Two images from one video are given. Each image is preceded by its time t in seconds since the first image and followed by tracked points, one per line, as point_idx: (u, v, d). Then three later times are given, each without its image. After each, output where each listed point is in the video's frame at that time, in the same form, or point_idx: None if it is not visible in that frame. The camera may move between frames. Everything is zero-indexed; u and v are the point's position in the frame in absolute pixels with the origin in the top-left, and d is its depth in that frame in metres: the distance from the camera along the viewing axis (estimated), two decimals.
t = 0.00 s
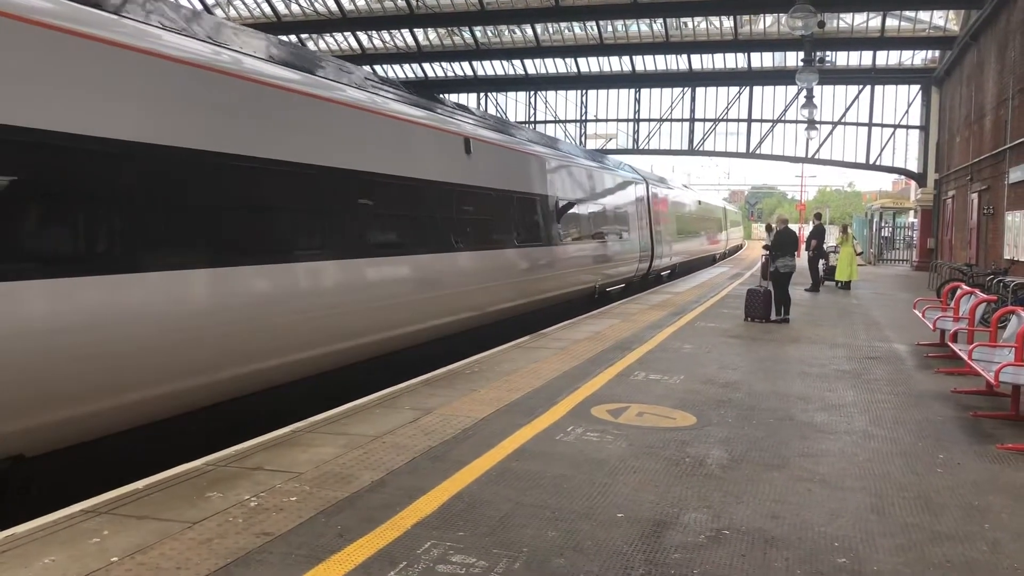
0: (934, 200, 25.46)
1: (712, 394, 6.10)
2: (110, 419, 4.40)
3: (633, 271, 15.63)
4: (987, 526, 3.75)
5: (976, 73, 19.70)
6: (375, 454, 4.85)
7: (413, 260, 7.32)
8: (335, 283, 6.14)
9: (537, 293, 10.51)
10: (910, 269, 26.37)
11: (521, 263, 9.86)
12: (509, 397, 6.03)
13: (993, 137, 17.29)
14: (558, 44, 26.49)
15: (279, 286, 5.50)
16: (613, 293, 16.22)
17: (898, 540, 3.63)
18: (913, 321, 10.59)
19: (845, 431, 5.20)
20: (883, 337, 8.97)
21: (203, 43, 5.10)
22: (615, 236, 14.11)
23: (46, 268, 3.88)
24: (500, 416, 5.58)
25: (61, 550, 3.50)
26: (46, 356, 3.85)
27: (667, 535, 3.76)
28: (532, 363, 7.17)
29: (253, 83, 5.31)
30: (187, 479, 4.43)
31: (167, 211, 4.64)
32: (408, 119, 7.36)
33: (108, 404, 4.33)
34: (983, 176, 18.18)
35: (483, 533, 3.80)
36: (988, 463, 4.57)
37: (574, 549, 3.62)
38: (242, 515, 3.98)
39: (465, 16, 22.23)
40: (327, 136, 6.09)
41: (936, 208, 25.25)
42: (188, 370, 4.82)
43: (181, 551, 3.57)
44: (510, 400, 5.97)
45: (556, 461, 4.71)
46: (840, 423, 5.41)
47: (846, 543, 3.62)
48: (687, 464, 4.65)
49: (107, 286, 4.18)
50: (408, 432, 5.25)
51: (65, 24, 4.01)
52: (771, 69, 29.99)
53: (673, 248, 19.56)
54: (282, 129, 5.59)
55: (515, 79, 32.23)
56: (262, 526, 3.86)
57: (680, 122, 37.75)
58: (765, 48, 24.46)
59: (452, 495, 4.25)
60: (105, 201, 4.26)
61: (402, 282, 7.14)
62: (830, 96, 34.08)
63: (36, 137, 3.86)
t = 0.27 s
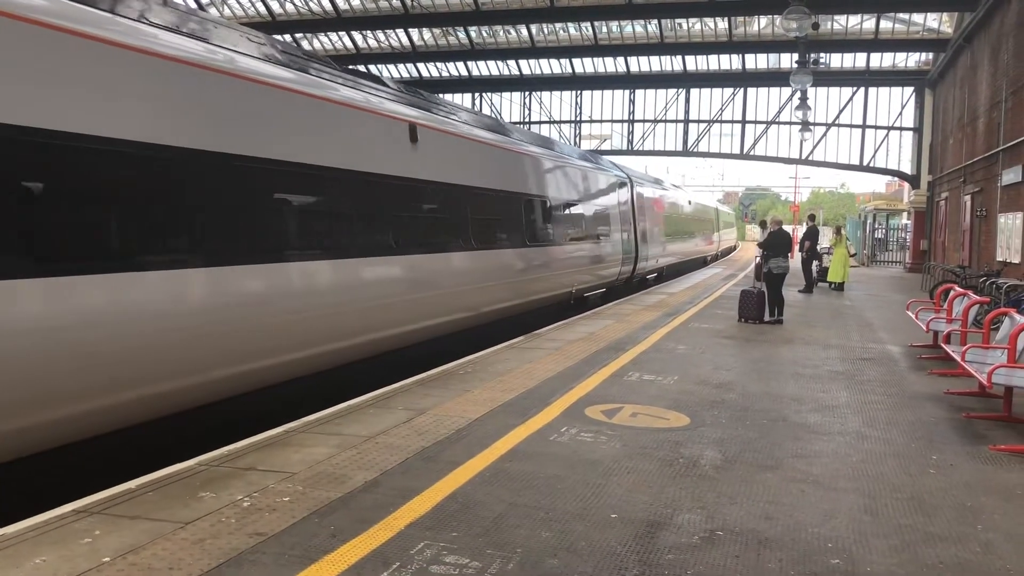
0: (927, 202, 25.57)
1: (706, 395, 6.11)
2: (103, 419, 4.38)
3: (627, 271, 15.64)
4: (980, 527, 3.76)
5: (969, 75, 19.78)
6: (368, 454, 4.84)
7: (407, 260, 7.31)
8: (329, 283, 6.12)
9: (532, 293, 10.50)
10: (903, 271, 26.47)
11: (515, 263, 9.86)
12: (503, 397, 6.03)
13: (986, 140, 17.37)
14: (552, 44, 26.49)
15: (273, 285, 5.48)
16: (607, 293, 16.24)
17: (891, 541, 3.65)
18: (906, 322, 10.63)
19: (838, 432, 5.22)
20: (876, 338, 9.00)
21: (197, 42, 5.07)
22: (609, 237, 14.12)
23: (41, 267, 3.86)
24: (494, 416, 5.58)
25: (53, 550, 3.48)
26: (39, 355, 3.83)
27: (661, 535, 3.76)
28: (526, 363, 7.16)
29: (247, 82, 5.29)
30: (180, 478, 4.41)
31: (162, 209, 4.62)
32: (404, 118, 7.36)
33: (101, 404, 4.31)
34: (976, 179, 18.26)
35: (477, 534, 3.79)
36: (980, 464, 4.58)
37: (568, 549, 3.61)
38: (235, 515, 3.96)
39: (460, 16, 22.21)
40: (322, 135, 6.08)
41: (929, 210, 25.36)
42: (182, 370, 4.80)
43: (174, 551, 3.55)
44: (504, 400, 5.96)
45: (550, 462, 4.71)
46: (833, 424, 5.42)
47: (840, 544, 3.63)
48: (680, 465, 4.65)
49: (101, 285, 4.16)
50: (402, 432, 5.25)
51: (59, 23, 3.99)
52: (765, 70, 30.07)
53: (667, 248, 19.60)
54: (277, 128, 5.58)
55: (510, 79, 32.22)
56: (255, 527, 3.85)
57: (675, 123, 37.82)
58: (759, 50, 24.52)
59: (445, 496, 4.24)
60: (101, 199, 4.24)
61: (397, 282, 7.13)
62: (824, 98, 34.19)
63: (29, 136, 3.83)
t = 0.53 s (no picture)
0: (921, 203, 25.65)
1: (701, 395, 6.11)
2: (97, 418, 4.36)
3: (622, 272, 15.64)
4: (973, 527, 3.77)
5: (964, 77, 19.82)
6: (362, 453, 4.83)
7: (403, 259, 7.30)
8: (324, 282, 6.11)
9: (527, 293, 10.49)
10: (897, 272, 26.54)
11: (510, 263, 9.84)
12: (498, 397, 6.02)
13: (981, 141, 17.42)
14: (549, 44, 26.47)
15: (268, 284, 5.46)
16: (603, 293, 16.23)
17: (885, 542, 3.65)
18: (901, 323, 10.65)
19: (832, 433, 5.22)
20: (871, 339, 9.02)
21: (193, 39, 5.05)
22: (604, 237, 14.11)
23: (35, 264, 3.84)
24: (489, 416, 5.58)
25: (46, 549, 3.45)
26: (32, 354, 3.81)
27: (656, 535, 3.76)
28: (521, 362, 7.16)
29: (243, 80, 5.28)
30: (173, 477, 4.39)
31: (158, 206, 4.60)
32: (399, 117, 7.34)
33: (95, 402, 4.29)
34: (971, 180, 18.31)
35: (471, 533, 3.79)
36: (974, 465, 4.59)
37: (563, 549, 3.61)
38: (228, 514, 3.95)
39: (456, 15, 22.17)
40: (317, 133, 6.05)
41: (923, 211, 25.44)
42: (176, 370, 4.78)
43: (168, 550, 3.54)
44: (498, 399, 5.96)
45: (545, 461, 4.71)
46: (828, 424, 5.43)
47: (834, 544, 3.63)
48: (675, 465, 4.65)
49: (96, 282, 4.14)
50: (396, 431, 5.23)
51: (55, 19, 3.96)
52: (761, 71, 30.11)
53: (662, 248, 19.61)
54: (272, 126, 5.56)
55: (506, 79, 32.17)
56: (249, 526, 3.83)
57: (671, 123, 37.84)
58: (755, 50, 24.54)
59: (440, 495, 4.24)
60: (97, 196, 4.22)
61: (392, 281, 7.11)
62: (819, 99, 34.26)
63: (25, 132, 3.81)
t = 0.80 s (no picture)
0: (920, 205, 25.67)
1: (700, 395, 6.12)
2: (96, 415, 4.37)
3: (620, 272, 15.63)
4: (971, 528, 3.78)
5: (964, 78, 19.83)
6: (361, 451, 4.83)
7: (402, 258, 7.31)
8: (324, 280, 6.11)
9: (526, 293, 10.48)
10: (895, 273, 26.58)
11: (510, 262, 9.84)
12: (497, 396, 6.03)
13: (980, 143, 17.44)
14: (549, 43, 26.46)
15: (267, 282, 5.47)
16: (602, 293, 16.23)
17: (882, 542, 3.66)
18: (899, 325, 10.66)
19: (831, 433, 5.23)
20: (869, 340, 9.03)
21: (195, 37, 5.06)
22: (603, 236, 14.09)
23: (34, 261, 3.84)
24: (488, 415, 5.58)
25: (45, 545, 3.46)
26: (32, 351, 3.81)
27: (654, 534, 3.77)
28: (520, 362, 7.17)
29: (244, 78, 5.28)
30: (173, 474, 4.40)
31: (157, 204, 4.61)
32: (400, 116, 7.34)
33: (94, 400, 4.29)
34: (970, 181, 18.33)
35: (471, 532, 3.80)
36: (971, 465, 4.61)
37: (561, 548, 3.62)
38: (228, 512, 3.96)
39: (456, 14, 22.17)
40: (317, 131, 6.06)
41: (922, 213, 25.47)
42: (175, 367, 4.79)
43: (168, 547, 3.55)
44: (497, 399, 5.96)
45: (544, 460, 4.72)
46: (826, 424, 5.44)
47: (832, 544, 3.64)
48: (674, 464, 4.66)
49: (96, 280, 4.14)
50: (395, 430, 5.24)
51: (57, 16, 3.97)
52: (761, 72, 30.11)
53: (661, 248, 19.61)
54: (272, 124, 5.55)
55: (506, 78, 32.15)
56: (248, 523, 3.84)
57: (670, 123, 37.85)
58: (754, 51, 24.55)
59: (439, 493, 4.25)
60: (96, 195, 4.23)
61: (391, 280, 7.12)
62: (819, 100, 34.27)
63: (25, 131, 3.82)
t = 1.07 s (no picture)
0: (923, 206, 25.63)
1: (702, 396, 6.12)
2: (99, 413, 4.39)
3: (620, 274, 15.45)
4: (973, 529, 3.78)
5: (967, 79, 19.79)
6: (363, 451, 4.84)
7: (405, 258, 7.32)
8: (327, 279, 6.13)
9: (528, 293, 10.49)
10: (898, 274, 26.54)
11: (512, 263, 9.84)
12: (499, 396, 6.03)
13: (983, 144, 17.42)
14: (552, 44, 26.46)
15: (270, 281, 5.48)
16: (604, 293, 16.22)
17: (883, 543, 3.66)
18: (902, 326, 10.64)
19: (833, 434, 5.22)
20: (872, 342, 9.02)
21: (200, 37, 5.08)
22: (601, 238, 13.91)
23: (36, 259, 3.85)
24: (490, 414, 5.59)
25: (48, 543, 3.47)
26: (36, 349, 3.83)
27: (655, 535, 3.78)
28: (522, 362, 7.17)
29: (249, 78, 5.31)
30: (175, 473, 4.41)
31: (159, 203, 4.63)
32: (403, 116, 7.36)
33: (97, 397, 4.31)
34: (973, 183, 18.30)
35: (472, 531, 3.80)
36: (973, 467, 4.60)
37: (563, 547, 3.63)
38: (230, 510, 3.97)
39: (459, 15, 22.20)
40: (320, 131, 6.08)
41: (925, 214, 25.43)
42: (177, 367, 4.80)
43: (170, 545, 3.56)
44: (499, 399, 5.97)
45: (546, 460, 4.72)
46: (828, 425, 5.44)
47: (832, 545, 3.65)
48: (675, 465, 4.66)
49: (99, 277, 4.16)
50: (397, 429, 5.25)
51: (61, 15, 3.98)
52: (764, 72, 30.11)
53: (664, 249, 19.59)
54: (275, 124, 5.58)
55: (509, 79, 32.14)
56: (249, 522, 3.85)
57: (673, 124, 37.82)
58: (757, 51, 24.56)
59: (441, 493, 4.26)
60: (98, 193, 4.24)
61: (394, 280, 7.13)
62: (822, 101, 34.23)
63: (29, 129, 3.84)
